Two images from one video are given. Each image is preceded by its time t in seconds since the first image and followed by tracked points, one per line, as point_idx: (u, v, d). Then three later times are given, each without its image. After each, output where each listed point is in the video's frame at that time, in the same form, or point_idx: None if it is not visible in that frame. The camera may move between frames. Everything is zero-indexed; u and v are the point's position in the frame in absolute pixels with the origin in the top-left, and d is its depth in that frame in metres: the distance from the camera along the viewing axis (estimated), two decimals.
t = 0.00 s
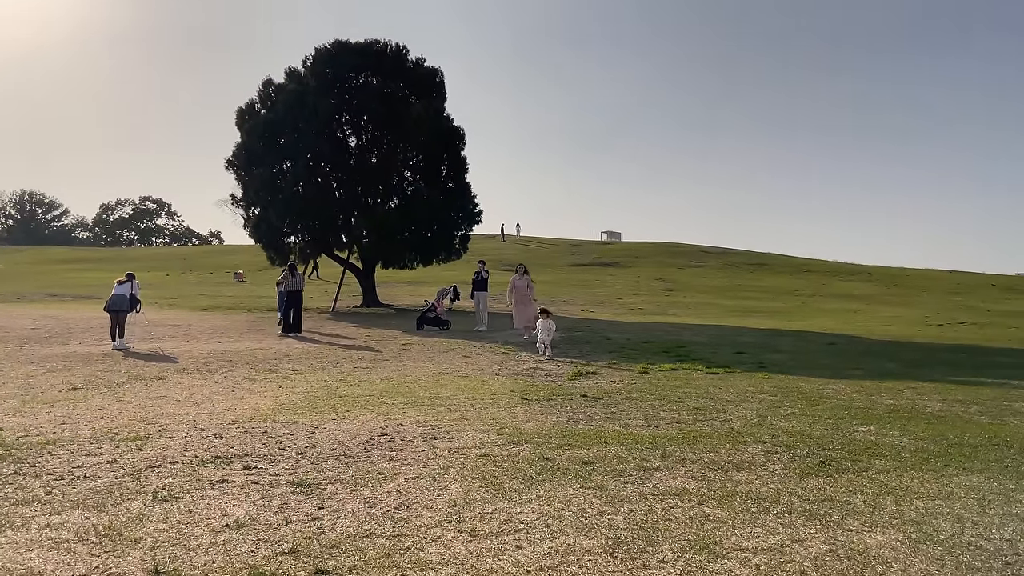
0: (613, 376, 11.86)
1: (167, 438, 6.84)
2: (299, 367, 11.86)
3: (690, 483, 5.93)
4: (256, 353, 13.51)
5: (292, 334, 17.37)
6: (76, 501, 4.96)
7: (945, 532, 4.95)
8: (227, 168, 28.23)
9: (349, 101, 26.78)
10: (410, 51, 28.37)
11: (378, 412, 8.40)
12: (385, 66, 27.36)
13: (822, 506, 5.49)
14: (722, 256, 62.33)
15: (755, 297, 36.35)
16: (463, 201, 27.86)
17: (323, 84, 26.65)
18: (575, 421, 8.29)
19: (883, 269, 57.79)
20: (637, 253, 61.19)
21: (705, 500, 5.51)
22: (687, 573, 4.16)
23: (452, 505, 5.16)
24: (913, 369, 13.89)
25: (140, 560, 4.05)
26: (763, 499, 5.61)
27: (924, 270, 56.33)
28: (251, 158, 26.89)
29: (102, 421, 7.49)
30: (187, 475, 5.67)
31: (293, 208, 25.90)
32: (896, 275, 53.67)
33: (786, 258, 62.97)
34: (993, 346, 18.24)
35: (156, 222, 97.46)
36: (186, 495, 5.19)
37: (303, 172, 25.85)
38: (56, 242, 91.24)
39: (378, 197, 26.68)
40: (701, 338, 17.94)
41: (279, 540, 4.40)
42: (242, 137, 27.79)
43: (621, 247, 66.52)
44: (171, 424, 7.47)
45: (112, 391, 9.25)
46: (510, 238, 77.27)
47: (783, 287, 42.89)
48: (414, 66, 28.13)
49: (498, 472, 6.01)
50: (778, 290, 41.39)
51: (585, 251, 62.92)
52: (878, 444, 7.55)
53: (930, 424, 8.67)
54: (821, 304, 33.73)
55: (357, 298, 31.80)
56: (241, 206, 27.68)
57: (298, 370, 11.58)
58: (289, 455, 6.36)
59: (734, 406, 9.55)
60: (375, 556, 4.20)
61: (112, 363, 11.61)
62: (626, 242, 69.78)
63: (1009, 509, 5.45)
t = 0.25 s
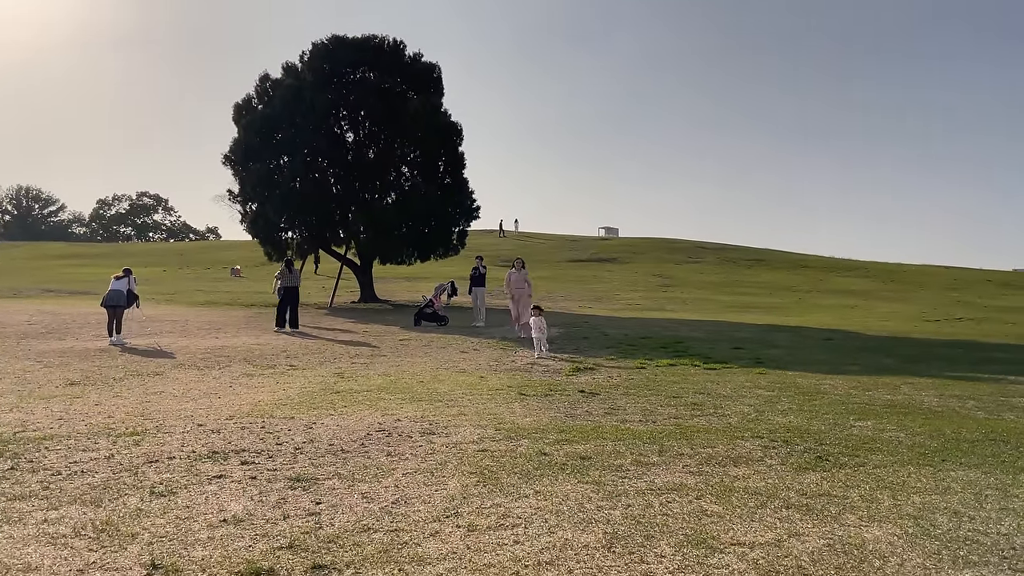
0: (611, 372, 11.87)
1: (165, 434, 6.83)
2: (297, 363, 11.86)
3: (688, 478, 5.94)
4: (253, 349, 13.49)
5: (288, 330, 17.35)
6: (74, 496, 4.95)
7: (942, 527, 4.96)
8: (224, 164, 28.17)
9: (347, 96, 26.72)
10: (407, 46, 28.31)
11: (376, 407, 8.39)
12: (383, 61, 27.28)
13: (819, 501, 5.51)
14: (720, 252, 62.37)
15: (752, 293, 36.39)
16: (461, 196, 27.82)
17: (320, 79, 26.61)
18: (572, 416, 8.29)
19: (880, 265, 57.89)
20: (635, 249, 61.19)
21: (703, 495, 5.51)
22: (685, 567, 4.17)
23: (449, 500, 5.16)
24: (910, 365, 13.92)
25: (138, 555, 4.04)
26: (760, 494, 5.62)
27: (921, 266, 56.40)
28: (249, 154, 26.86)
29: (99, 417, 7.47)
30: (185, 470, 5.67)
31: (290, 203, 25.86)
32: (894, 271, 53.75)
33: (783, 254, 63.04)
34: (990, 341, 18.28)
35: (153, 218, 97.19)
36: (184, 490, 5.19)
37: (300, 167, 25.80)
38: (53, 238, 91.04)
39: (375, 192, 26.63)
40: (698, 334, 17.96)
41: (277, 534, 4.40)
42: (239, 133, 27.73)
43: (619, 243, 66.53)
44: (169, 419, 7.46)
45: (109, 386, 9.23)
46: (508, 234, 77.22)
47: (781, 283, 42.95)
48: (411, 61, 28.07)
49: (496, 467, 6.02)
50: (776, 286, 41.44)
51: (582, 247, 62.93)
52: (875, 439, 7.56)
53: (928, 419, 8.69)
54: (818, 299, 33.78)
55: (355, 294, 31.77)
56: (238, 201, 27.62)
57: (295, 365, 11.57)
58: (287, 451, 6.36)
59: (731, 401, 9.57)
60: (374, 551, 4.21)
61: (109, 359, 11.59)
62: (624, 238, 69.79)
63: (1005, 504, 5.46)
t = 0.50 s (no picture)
0: (609, 368, 11.89)
1: (162, 429, 6.82)
2: (295, 359, 11.86)
3: (685, 473, 5.95)
4: (251, 344, 13.49)
5: (283, 326, 17.30)
6: (71, 492, 4.95)
7: (939, 521, 4.98)
8: (221, 159, 28.10)
9: (344, 91, 26.66)
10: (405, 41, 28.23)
11: (373, 402, 8.39)
12: (380, 57, 27.21)
13: (816, 496, 5.52)
14: (718, 248, 62.42)
15: (750, 288, 36.46)
16: (459, 192, 27.77)
17: (317, 75, 26.55)
18: (570, 411, 8.31)
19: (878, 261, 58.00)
20: (633, 245, 61.24)
21: (700, 490, 5.52)
22: (682, 562, 4.18)
23: (447, 495, 5.16)
24: (907, 360, 13.97)
25: (135, 550, 4.04)
26: (757, 489, 5.63)
27: (918, 262, 56.52)
28: (246, 149, 26.80)
29: (97, 412, 7.46)
30: (182, 465, 5.66)
31: (287, 199, 25.80)
32: (891, 267, 53.88)
33: (781, 250, 63.12)
34: (987, 337, 18.35)
35: (150, 214, 96.98)
36: (181, 485, 5.18)
37: (298, 163, 25.74)
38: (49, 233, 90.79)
39: (373, 188, 26.58)
40: (696, 329, 18.00)
41: (275, 530, 4.40)
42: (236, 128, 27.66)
43: (616, 239, 66.56)
44: (166, 415, 7.46)
45: (106, 382, 9.23)
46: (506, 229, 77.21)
47: (778, 279, 43.01)
48: (409, 57, 28.01)
49: (494, 462, 6.02)
50: (773, 282, 41.49)
51: (580, 243, 62.92)
52: (872, 434, 7.58)
53: (924, 414, 8.73)
54: (816, 295, 33.84)
55: (352, 290, 31.75)
56: (235, 197, 27.56)
57: (293, 361, 11.57)
58: (284, 446, 6.36)
59: (729, 396, 9.59)
60: (372, 546, 4.21)
61: (106, 355, 11.58)
62: (622, 234, 69.82)
63: (1002, 499, 5.48)
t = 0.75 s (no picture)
0: (607, 363, 11.90)
1: (160, 425, 6.82)
2: (293, 355, 11.86)
3: (683, 469, 5.96)
4: (249, 341, 13.48)
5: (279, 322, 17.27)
6: (69, 488, 4.95)
7: (936, 517, 4.99)
8: (219, 155, 28.03)
9: (342, 87, 26.60)
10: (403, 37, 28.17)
11: (372, 399, 8.39)
12: (378, 52, 27.15)
13: (814, 492, 5.53)
14: (716, 244, 62.48)
15: (748, 285, 36.50)
16: (457, 188, 27.71)
17: (315, 71, 26.51)
18: (568, 407, 8.31)
19: (875, 257, 58.09)
20: (631, 241, 61.27)
21: (698, 486, 5.53)
22: (681, 557, 4.19)
23: (446, 491, 5.17)
24: (904, 356, 14.00)
25: (133, 546, 4.04)
26: (755, 485, 5.64)
27: (915, 258, 56.63)
28: (243, 145, 26.75)
29: (96, 408, 7.47)
30: (180, 461, 5.66)
31: (285, 195, 25.75)
32: (889, 263, 53.96)
33: (779, 246, 63.18)
34: (984, 333, 18.39)
35: (147, 209, 96.79)
36: (179, 481, 5.18)
37: (295, 159, 25.70)
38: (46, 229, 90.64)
39: (371, 184, 26.52)
40: (694, 325, 18.03)
41: (273, 526, 4.40)
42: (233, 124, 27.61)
43: (615, 235, 66.59)
44: (164, 411, 7.46)
45: (104, 378, 9.22)
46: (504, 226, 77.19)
47: (776, 275, 43.05)
48: (407, 52, 27.95)
49: (492, 458, 6.03)
50: (771, 278, 41.53)
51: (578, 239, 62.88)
52: (870, 430, 7.60)
53: (921, 409, 8.75)
54: (814, 291, 33.88)
55: (350, 286, 31.73)
56: (233, 193, 27.50)
57: (291, 357, 11.57)
58: (283, 442, 6.36)
59: (726, 392, 9.60)
60: (371, 541, 4.22)
61: (104, 351, 11.57)
62: (620, 231, 69.87)
63: (998, 494, 5.50)
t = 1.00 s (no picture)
0: (606, 360, 11.90)
1: (159, 422, 6.82)
2: (292, 351, 11.86)
3: (681, 465, 5.97)
4: (247, 337, 13.47)
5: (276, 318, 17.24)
6: (68, 485, 4.95)
7: (934, 513, 5.00)
8: (217, 151, 27.98)
9: (340, 84, 26.57)
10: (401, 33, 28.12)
11: (370, 395, 8.38)
12: (377, 49, 27.12)
13: (812, 488, 5.54)
14: (715, 240, 62.50)
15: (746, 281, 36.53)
16: (455, 184, 27.63)
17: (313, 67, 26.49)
18: (568, 404, 8.31)
19: (874, 253, 58.12)
20: (630, 238, 61.28)
21: (696, 482, 5.54)
22: (680, 553, 4.20)
23: (445, 487, 5.18)
24: (903, 352, 14.01)
25: (133, 543, 4.04)
26: (753, 481, 5.64)
27: (914, 254, 56.64)
28: (241, 141, 26.71)
29: (94, 405, 7.46)
30: (179, 458, 5.66)
31: (283, 191, 25.72)
32: (887, 259, 53.99)
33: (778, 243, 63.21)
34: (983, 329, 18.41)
35: (145, 205, 96.63)
36: (178, 478, 5.18)
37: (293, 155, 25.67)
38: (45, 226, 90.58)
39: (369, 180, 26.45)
40: (693, 322, 18.04)
41: (272, 522, 4.40)
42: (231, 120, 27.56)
43: (614, 231, 66.60)
44: (163, 407, 7.45)
45: (103, 374, 9.22)
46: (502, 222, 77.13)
47: (775, 271, 43.06)
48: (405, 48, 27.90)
49: (492, 454, 6.03)
50: (769, 274, 41.58)
51: (577, 235, 62.89)
52: (868, 426, 7.60)
53: (920, 406, 8.76)
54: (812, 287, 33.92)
55: (349, 283, 31.72)
56: (231, 189, 27.45)
57: (290, 354, 11.57)
58: (282, 439, 6.36)
59: (725, 388, 9.62)
60: (370, 537, 4.22)
61: (103, 347, 11.56)
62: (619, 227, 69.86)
63: (996, 490, 5.51)
